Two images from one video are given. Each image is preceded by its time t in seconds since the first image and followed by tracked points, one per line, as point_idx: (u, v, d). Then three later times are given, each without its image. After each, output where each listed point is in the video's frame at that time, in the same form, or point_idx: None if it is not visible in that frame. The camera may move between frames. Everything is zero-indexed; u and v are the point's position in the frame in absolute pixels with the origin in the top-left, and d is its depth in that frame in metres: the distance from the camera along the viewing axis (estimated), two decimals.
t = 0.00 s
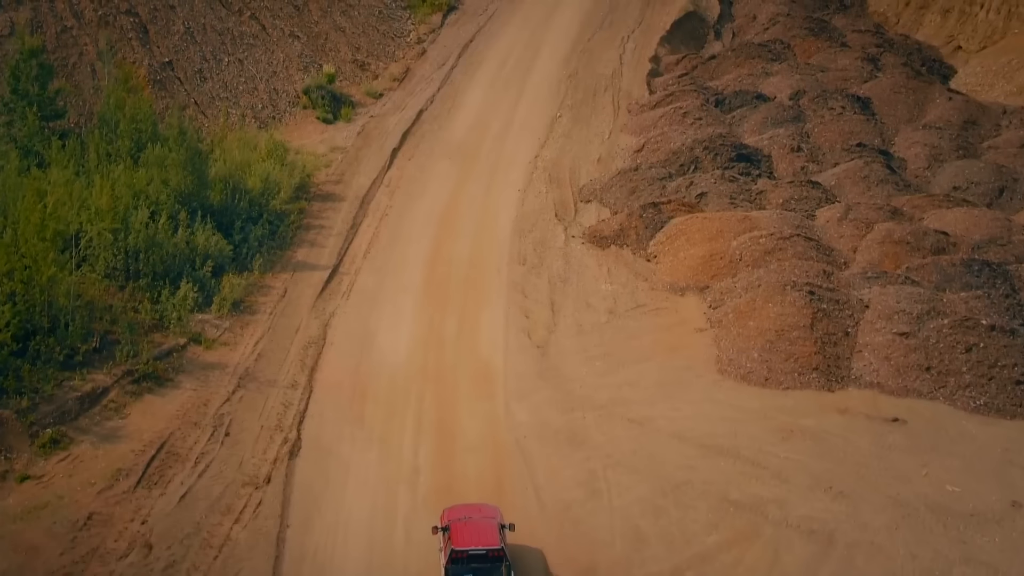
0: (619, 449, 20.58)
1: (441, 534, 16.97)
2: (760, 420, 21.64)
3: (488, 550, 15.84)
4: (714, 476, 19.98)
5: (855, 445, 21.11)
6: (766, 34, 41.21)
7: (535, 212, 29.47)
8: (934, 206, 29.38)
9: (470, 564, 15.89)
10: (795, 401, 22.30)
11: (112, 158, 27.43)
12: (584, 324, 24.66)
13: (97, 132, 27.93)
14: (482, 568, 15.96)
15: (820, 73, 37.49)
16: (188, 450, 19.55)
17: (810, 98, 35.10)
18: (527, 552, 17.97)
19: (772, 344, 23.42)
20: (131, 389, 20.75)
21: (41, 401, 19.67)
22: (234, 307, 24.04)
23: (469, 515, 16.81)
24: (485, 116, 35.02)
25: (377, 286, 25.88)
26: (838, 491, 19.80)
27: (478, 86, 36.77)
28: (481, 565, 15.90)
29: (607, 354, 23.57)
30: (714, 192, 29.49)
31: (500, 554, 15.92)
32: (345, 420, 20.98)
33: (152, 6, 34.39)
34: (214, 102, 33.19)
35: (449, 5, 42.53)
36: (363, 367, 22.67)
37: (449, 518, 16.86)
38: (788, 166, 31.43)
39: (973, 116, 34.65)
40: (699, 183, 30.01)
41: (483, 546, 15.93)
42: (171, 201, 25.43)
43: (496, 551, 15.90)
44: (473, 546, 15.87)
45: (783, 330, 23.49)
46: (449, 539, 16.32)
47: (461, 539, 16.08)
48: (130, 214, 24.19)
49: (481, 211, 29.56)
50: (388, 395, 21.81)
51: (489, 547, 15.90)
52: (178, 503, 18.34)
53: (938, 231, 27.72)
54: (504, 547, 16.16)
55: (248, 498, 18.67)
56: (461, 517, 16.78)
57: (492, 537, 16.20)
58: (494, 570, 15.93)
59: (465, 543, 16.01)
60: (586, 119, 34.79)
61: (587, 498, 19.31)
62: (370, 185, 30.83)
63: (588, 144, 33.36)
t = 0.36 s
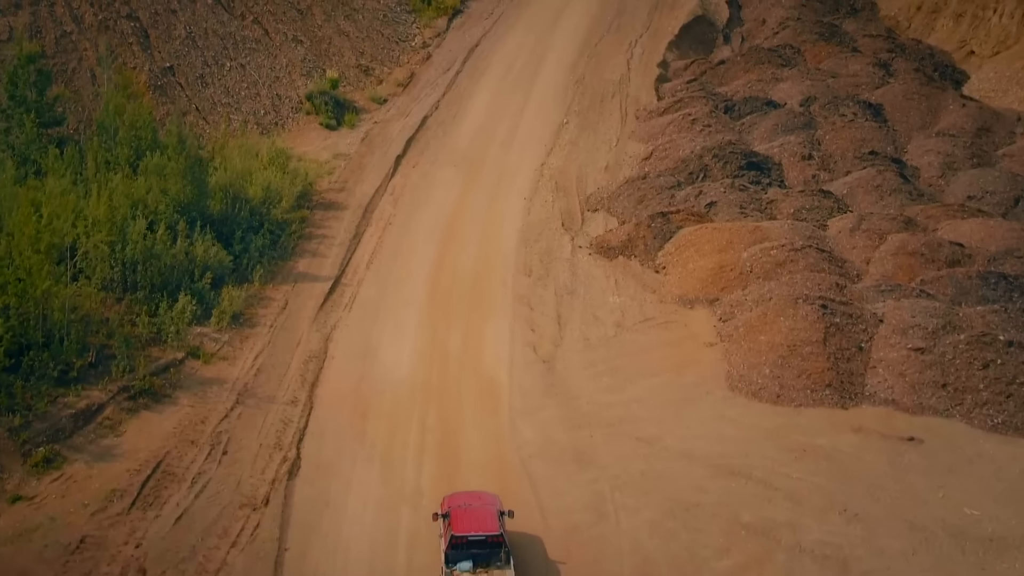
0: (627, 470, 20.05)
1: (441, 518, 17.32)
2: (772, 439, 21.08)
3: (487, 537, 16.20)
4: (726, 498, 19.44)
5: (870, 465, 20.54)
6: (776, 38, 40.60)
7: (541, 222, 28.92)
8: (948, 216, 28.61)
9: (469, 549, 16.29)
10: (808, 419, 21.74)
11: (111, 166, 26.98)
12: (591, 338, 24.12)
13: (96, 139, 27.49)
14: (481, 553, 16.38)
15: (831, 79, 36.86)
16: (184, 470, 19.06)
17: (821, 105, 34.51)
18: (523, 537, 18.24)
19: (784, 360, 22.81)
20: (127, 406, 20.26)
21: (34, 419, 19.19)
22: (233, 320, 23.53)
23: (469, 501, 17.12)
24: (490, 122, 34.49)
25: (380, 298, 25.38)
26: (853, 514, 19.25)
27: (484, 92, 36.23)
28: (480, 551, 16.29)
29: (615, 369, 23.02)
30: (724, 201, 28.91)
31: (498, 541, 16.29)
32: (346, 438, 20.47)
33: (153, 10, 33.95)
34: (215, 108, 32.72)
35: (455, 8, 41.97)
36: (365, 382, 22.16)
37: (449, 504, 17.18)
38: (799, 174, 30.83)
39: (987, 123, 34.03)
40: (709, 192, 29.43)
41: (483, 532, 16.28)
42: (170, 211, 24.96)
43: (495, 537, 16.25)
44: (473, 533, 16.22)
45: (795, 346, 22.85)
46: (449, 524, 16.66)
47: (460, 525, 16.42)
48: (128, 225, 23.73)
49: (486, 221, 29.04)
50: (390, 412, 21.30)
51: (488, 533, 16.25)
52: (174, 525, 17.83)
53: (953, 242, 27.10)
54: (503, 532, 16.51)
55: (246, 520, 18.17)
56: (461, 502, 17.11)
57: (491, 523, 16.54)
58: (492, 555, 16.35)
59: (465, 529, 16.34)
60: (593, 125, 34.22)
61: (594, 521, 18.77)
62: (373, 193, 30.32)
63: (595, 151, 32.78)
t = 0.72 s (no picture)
0: (635, 490, 19.52)
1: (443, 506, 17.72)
2: (784, 458, 20.53)
3: (487, 522, 16.61)
4: (736, 520, 18.91)
5: (885, 486, 19.99)
6: (785, 43, 39.99)
7: (547, 231, 28.39)
8: (963, 226, 28.10)
9: (469, 534, 16.70)
10: (821, 437, 21.17)
11: (109, 174, 26.54)
12: (597, 352, 23.57)
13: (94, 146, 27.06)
14: (481, 538, 16.79)
15: (842, 84, 36.24)
16: (180, 490, 18.57)
17: (832, 111, 33.91)
18: (522, 524, 18.49)
19: (796, 375, 22.21)
20: (122, 423, 19.79)
21: (27, 437, 18.74)
22: (232, 333, 23.04)
23: (469, 489, 17.59)
24: (496, 128, 33.96)
25: (382, 310, 24.88)
26: (868, 538, 18.72)
27: (489, 97, 35.70)
28: (480, 536, 16.72)
29: (622, 385, 22.47)
30: (733, 211, 28.34)
31: (498, 525, 16.71)
32: (347, 455, 19.97)
33: (154, 14, 33.52)
34: (216, 114, 32.26)
35: (460, 12, 41.41)
36: (366, 398, 21.66)
37: (450, 491, 17.64)
38: (810, 183, 30.24)
39: (1001, 130, 33.39)
40: (718, 201, 28.85)
41: (482, 517, 16.70)
42: (169, 221, 24.49)
43: (494, 522, 16.68)
44: (472, 518, 16.64)
45: (807, 361, 22.26)
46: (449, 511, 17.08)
47: (460, 511, 16.83)
48: (126, 235, 23.27)
49: (492, 230, 28.52)
50: (393, 429, 20.79)
51: (487, 518, 16.67)
52: (169, 548, 17.34)
53: (968, 253, 26.48)
54: (502, 518, 16.96)
55: (242, 543, 17.67)
56: (461, 490, 17.54)
57: (491, 509, 16.97)
58: (492, 541, 16.77)
59: (465, 514, 16.76)
60: (600, 132, 33.66)
61: (601, 544, 18.25)
62: (376, 202, 29.83)
63: (602, 158, 32.21)
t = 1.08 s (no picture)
0: (643, 511, 19.00)
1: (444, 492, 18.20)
2: (796, 478, 20.00)
3: (487, 507, 17.14)
4: (747, 543, 18.39)
5: (900, 508, 19.46)
6: (795, 48, 39.39)
7: (553, 241, 27.88)
8: (977, 237, 27.52)
9: (470, 519, 17.20)
10: (833, 456, 20.62)
11: (107, 183, 26.13)
12: (604, 367, 23.03)
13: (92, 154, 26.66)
14: (481, 523, 17.29)
15: (853, 90, 35.64)
16: (175, 511, 18.09)
17: (843, 117, 33.31)
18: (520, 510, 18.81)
19: (807, 392, 21.63)
20: (117, 440, 19.34)
21: (18, 456, 18.29)
22: (230, 346, 22.56)
23: (470, 475, 18.02)
24: (501, 134, 33.45)
25: (385, 322, 24.40)
26: (883, 562, 18.19)
27: (495, 102, 35.17)
28: (480, 521, 17.20)
29: (629, 401, 21.94)
30: (743, 220, 27.78)
31: (499, 510, 17.21)
32: (347, 475, 19.51)
33: (154, 18, 33.08)
34: (217, 120, 31.80)
35: (465, 16, 40.84)
36: (367, 414, 21.18)
37: (450, 478, 18.05)
38: (820, 192, 29.66)
39: (1015, 137, 32.76)
40: (727, 210, 28.29)
41: (483, 502, 17.21)
42: (167, 230, 24.00)
43: (494, 507, 17.16)
44: (473, 503, 17.14)
45: (819, 377, 21.66)
46: (450, 496, 17.56)
47: (461, 496, 17.32)
48: (123, 246, 22.81)
49: (496, 239, 28.01)
50: (394, 447, 20.31)
51: (488, 504, 17.18)
52: (163, 572, 16.86)
53: (983, 265, 25.88)
54: (502, 503, 17.43)
55: (238, 566, 17.19)
56: (462, 475, 17.99)
57: (491, 494, 17.46)
58: (492, 526, 17.26)
59: (466, 499, 17.25)
60: (607, 138, 33.11)
61: (608, 568, 17.72)
62: (379, 210, 29.34)
63: (609, 165, 31.65)
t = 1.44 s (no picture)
0: (649, 534, 18.48)
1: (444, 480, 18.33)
2: (807, 499, 19.47)
3: (487, 492, 17.18)
4: (757, 567, 17.87)
5: (914, 531, 18.95)
6: (803, 53, 38.80)
7: (557, 251, 27.34)
8: (991, 247, 26.93)
9: (470, 504, 17.23)
10: (845, 476, 20.07)
11: (103, 192, 25.72)
12: (609, 383, 22.48)
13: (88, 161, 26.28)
14: (482, 509, 17.30)
15: (862, 96, 35.06)
16: (168, 533, 17.59)
17: (852, 124, 32.71)
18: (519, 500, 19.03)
19: (819, 409, 21.06)
20: (109, 459, 18.90)
21: (8, 476, 17.85)
22: (227, 360, 22.13)
23: (470, 462, 18.13)
24: (505, 140, 32.93)
25: (386, 335, 23.90)
26: None
27: (499, 108, 34.64)
28: (480, 506, 17.23)
29: (636, 418, 21.40)
30: (751, 230, 27.24)
31: (498, 496, 17.26)
32: (345, 495, 19.01)
33: (153, 22, 32.62)
34: (217, 126, 31.33)
35: (469, 19, 40.25)
36: (367, 431, 20.68)
37: (451, 465, 18.17)
38: (830, 201, 29.09)
39: None
40: (735, 219, 27.75)
41: (483, 488, 17.26)
42: (163, 241, 23.57)
43: (494, 492, 17.23)
44: (473, 488, 17.21)
45: (831, 394, 21.09)
46: (451, 482, 17.64)
47: (462, 481, 17.39)
48: (117, 258, 22.39)
49: (500, 249, 27.48)
50: (394, 466, 19.80)
51: (487, 489, 17.23)
52: None
53: (997, 276, 25.29)
54: (502, 489, 17.49)
55: None
56: (462, 462, 18.12)
57: (491, 480, 17.53)
58: (492, 511, 17.27)
59: (466, 484, 17.33)
60: (613, 145, 32.56)
61: None
62: (381, 218, 28.83)
63: (615, 173, 31.09)
